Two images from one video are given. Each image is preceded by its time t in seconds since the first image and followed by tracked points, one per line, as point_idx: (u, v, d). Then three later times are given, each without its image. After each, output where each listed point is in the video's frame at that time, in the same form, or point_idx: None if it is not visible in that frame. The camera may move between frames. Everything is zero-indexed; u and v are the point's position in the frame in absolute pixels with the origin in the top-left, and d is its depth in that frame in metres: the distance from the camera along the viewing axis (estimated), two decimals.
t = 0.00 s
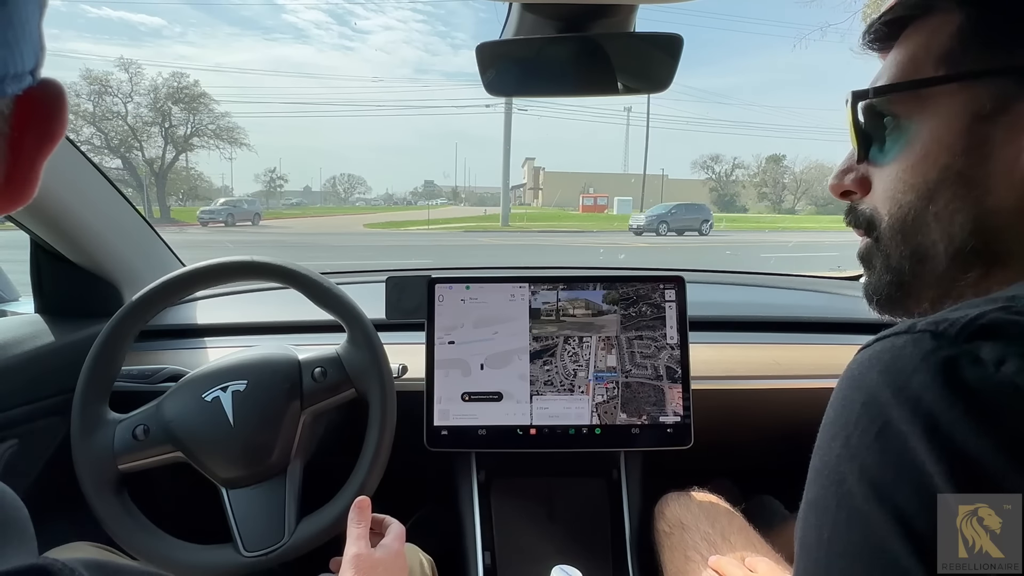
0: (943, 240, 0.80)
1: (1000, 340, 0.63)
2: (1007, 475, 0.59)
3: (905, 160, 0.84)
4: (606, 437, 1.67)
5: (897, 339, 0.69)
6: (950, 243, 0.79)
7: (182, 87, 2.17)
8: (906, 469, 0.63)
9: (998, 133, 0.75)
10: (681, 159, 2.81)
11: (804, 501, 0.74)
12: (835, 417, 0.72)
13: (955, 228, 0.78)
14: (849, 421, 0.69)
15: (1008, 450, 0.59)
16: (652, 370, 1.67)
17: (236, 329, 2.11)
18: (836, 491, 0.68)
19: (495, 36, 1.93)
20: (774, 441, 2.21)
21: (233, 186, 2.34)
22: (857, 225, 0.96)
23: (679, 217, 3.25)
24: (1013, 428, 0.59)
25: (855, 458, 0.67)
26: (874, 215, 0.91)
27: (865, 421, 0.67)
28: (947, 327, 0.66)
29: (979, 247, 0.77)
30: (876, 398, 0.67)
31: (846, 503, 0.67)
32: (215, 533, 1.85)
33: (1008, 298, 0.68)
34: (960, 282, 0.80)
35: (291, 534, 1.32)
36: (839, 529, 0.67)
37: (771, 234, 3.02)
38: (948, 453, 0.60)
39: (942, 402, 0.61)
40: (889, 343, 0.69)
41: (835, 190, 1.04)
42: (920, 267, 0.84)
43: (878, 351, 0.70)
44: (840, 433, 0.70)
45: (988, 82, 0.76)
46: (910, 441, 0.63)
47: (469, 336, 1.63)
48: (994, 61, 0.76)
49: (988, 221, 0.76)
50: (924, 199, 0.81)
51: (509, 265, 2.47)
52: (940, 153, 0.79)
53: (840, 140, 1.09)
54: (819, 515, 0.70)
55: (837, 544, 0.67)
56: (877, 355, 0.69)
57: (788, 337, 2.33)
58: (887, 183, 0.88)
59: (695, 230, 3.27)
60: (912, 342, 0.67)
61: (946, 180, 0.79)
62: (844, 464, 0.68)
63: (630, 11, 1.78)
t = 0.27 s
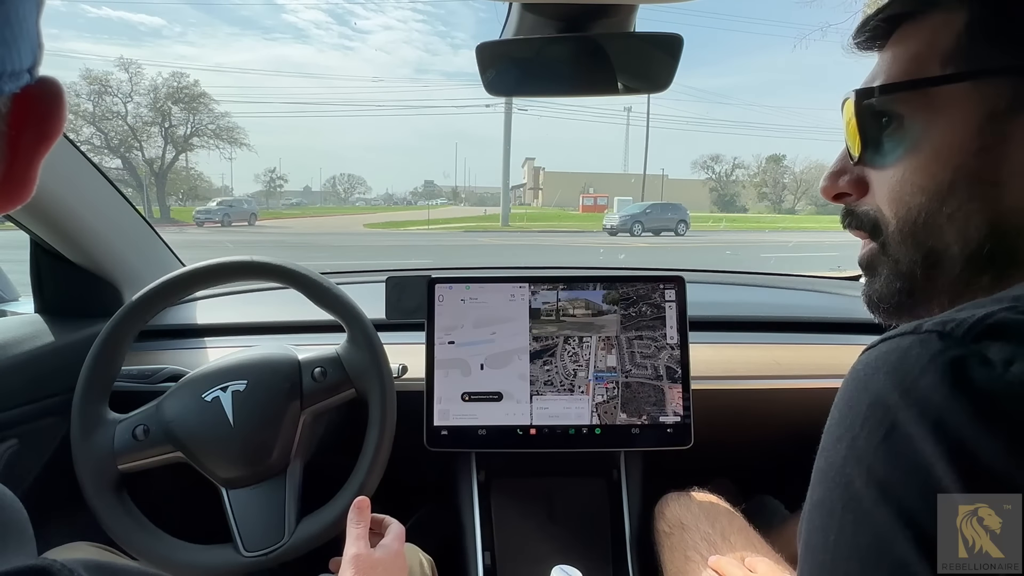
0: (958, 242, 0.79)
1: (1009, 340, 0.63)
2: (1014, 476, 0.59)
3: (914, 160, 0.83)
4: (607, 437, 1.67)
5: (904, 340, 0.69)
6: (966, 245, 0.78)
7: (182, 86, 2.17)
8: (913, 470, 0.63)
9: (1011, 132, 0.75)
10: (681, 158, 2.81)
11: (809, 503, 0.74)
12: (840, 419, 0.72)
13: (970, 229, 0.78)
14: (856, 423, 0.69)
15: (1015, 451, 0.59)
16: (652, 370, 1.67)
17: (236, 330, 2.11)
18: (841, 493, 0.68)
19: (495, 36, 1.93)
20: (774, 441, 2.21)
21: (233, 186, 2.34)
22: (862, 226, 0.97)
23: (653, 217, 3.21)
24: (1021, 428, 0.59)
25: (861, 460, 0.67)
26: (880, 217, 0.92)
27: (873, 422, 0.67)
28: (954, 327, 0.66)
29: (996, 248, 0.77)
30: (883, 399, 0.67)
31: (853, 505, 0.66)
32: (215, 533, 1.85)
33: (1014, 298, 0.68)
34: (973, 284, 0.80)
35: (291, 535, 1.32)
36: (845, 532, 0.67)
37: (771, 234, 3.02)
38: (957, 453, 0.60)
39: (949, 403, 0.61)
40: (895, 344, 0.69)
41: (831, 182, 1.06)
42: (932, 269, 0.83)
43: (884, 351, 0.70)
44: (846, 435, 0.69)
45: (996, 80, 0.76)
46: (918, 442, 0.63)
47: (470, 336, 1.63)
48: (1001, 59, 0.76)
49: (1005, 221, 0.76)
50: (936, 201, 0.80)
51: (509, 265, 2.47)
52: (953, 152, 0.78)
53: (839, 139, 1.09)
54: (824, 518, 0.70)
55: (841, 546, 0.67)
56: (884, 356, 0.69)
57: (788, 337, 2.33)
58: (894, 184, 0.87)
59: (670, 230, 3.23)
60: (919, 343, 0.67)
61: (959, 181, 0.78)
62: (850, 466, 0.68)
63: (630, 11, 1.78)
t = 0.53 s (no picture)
0: (951, 244, 0.79)
1: (1001, 339, 0.63)
2: (1011, 476, 0.59)
3: (905, 164, 0.83)
4: (606, 437, 1.67)
5: (898, 340, 0.69)
6: (958, 246, 0.79)
7: (183, 86, 2.17)
8: (908, 470, 0.63)
9: (999, 135, 0.75)
10: (681, 158, 2.81)
11: (805, 502, 0.74)
12: (835, 419, 0.72)
13: (961, 231, 0.78)
14: (851, 423, 0.69)
15: (1011, 451, 0.59)
16: (652, 370, 1.67)
17: (236, 329, 2.11)
18: (837, 492, 0.68)
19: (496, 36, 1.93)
20: (774, 441, 2.21)
21: (233, 186, 2.34)
22: (863, 226, 0.96)
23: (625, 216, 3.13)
24: (1015, 428, 0.59)
25: (857, 460, 0.67)
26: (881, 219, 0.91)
27: (867, 423, 0.67)
28: (948, 326, 0.66)
29: (988, 250, 0.77)
30: (877, 399, 0.67)
31: (849, 505, 0.66)
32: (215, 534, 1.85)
33: (1008, 298, 0.68)
34: (968, 286, 0.80)
35: (290, 534, 1.32)
36: (843, 532, 0.67)
37: (771, 234, 3.02)
38: (952, 453, 0.60)
39: (944, 403, 0.61)
40: (890, 344, 0.69)
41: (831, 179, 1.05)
42: (929, 269, 0.84)
43: (877, 352, 0.70)
44: (841, 434, 0.70)
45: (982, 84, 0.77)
46: (913, 442, 0.63)
47: (470, 336, 1.63)
48: (989, 63, 0.76)
49: (995, 224, 0.76)
50: (927, 203, 0.81)
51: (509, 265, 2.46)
52: (941, 156, 0.79)
53: (839, 139, 1.09)
54: (820, 517, 0.70)
55: (839, 546, 0.67)
56: (878, 356, 0.69)
57: (788, 337, 2.33)
58: (887, 187, 0.87)
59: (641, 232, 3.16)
60: (913, 343, 0.67)
61: (948, 185, 0.79)
62: (847, 465, 0.68)
63: (630, 10, 1.78)
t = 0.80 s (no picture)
0: (933, 259, 0.81)
1: (1011, 340, 0.63)
2: (1014, 476, 0.59)
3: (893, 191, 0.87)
4: (607, 437, 1.67)
5: (904, 340, 0.69)
6: (939, 261, 0.80)
7: (182, 87, 2.16)
8: (915, 471, 0.63)
9: (950, 156, 0.78)
10: (681, 158, 2.81)
11: (810, 503, 0.74)
12: (840, 419, 0.71)
13: (937, 248, 0.80)
14: (856, 423, 0.69)
15: (1018, 450, 0.59)
16: (652, 370, 1.67)
17: (236, 329, 2.10)
18: (843, 493, 0.68)
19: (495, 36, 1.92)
20: (774, 441, 2.21)
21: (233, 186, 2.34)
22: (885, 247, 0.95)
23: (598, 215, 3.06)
24: (1021, 428, 0.59)
25: (862, 461, 0.66)
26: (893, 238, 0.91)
27: (872, 423, 0.67)
28: (954, 327, 0.66)
29: (963, 261, 0.77)
30: (884, 400, 0.66)
31: (853, 506, 0.66)
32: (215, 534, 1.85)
33: (1014, 298, 0.68)
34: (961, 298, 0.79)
35: (291, 535, 1.32)
36: (847, 532, 0.67)
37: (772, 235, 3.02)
38: (958, 454, 0.60)
39: (951, 404, 0.61)
40: (895, 345, 0.69)
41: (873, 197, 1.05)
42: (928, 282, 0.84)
43: (883, 352, 0.70)
44: (846, 435, 0.69)
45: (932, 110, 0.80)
46: (919, 442, 0.62)
47: (470, 337, 1.63)
48: (930, 94, 0.80)
49: (961, 239, 0.77)
50: (913, 223, 0.84)
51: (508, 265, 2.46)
52: (911, 183, 0.83)
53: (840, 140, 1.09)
54: (825, 518, 0.70)
55: (843, 546, 0.67)
56: (883, 356, 0.69)
57: (788, 337, 2.33)
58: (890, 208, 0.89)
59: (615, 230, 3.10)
60: (919, 343, 0.67)
61: (922, 207, 0.82)
62: (852, 466, 0.68)
63: (630, 11, 1.78)
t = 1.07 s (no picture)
0: (931, 260, 0.81)
1: (1003, 339, 0.63)
2: (1013, 476, 0.59)
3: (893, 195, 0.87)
4: (607, 437, 1.67)
5: (901, 340, 0.69)
6: (937, 262, 0.80)
7: (183, 87, 2.18)
8: (912, 470, 0.62)
9: (942, 160, 0.79)
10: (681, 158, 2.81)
11: (808, 501, 0.74)
12: (838, 418, 0.71)
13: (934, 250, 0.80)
14: (854, 421, 0.68)
15: (1015, 449, 0.59)
16: (652, 370, 1.67)
17: (235, 329, 2.10)
18: (841, 492, 0.68)
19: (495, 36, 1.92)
20: (774, 441, 2.21)
21: (233, 186, 2.34)
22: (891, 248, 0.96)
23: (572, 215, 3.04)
24: (1018, 428, 0.59)
25: (860, 460, 0.66)
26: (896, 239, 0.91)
27: (870, 422, 0.67)
28: (951, 327, 0.66)
29: (959, 263, 0.77)
30: (881, 399, 0.66)
31: (852, 505, 0.66)
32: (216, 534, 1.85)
33: (1012, 298, 0.68)
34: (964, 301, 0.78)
35: (293, 533, 1.32)
36: (846, 532, 0.66)
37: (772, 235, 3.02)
38: (955, 454, 0.60)
39: (947, 402, 0.61)
40: (892, 344, 0.69)
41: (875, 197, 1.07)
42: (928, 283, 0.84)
43: (881, 351, 0.70)
44: (844, 434, 0.69)
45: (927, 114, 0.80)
46: (916, 441, 0.62)
47: (471, 337, 1.63)
48: (920, 100, 0.81)
49: (957, 241, 0.77)
50: (913, 225, 0.84)
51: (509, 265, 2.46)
52: (908, 188, 0.83)
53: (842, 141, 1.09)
54: (824, 516, 0.70)
55: (842, 546, 0.67)
56: (880, 356, 0.69)
57: (787, 337, 2.33)
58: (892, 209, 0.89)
59: (589, 231, 3.09)
60: (916, 343, 0.67)
61: (919, 209, 0.82)
62: (849, 465, 0.68)
63: (630, 11, 1.78)
